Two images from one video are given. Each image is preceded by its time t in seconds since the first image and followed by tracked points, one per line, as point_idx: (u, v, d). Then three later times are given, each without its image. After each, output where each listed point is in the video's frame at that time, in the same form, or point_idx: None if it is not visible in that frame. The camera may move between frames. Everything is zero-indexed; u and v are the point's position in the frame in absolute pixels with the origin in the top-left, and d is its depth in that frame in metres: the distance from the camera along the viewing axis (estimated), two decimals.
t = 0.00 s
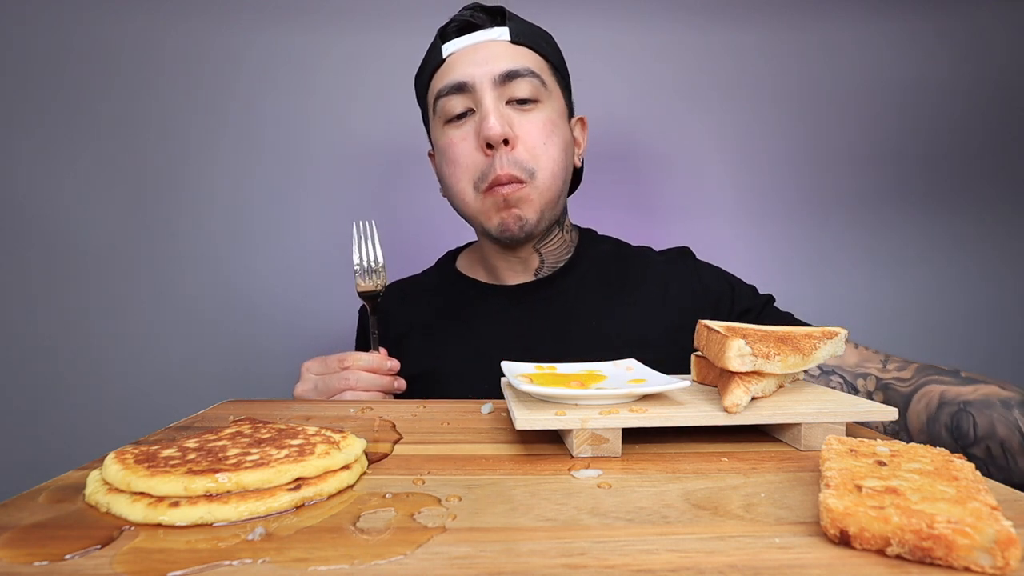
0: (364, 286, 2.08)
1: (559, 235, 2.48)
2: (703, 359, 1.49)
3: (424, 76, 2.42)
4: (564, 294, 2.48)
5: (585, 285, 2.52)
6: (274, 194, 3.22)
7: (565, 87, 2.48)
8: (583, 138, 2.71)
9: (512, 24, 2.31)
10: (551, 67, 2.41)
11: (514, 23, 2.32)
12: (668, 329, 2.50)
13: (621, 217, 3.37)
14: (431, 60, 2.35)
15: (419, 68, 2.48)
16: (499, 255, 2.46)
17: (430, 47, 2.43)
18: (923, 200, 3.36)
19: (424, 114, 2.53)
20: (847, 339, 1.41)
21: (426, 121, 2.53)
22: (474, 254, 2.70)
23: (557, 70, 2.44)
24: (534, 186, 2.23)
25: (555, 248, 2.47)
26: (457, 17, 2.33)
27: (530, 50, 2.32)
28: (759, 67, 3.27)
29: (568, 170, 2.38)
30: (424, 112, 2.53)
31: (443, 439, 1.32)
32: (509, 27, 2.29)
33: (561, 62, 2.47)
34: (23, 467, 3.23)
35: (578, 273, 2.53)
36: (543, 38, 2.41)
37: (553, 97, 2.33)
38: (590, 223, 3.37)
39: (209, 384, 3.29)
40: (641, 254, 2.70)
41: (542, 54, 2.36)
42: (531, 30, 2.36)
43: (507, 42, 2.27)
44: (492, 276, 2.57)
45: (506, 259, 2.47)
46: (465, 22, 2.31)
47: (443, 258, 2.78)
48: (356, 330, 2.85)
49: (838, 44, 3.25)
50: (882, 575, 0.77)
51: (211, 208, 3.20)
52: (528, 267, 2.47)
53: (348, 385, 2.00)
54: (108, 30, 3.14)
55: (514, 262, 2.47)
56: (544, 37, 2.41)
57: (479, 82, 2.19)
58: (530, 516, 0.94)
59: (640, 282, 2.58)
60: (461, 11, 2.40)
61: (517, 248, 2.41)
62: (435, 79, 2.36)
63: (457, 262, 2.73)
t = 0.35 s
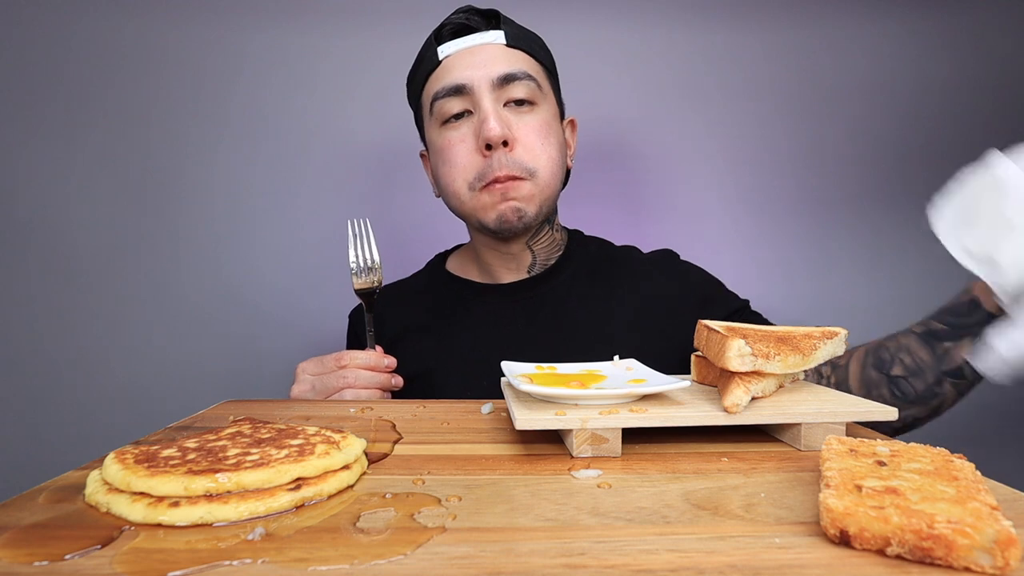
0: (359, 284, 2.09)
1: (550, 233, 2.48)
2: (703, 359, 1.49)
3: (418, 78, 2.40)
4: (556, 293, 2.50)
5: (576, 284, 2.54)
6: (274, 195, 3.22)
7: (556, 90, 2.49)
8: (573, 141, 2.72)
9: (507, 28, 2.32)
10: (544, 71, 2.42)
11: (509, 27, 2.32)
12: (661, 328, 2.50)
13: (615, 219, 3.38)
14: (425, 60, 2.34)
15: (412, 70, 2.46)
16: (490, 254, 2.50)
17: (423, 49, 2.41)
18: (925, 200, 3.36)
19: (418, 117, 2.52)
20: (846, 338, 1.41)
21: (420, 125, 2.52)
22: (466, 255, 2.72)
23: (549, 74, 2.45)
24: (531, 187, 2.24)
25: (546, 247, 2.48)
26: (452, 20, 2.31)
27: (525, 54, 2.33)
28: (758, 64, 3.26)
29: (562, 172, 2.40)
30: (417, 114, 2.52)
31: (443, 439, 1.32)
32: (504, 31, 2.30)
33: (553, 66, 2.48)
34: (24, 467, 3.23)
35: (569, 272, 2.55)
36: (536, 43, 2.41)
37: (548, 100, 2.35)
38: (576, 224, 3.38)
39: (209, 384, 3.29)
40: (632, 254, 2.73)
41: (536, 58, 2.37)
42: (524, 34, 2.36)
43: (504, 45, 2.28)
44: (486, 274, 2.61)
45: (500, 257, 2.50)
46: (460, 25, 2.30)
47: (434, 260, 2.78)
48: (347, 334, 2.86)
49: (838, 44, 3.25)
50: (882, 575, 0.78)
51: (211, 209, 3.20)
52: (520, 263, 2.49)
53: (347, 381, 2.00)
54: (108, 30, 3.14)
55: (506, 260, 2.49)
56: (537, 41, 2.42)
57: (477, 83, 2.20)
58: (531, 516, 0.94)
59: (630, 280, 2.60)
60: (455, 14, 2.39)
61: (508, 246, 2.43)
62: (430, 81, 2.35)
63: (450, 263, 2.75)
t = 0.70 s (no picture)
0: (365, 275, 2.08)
1: (545, 235, 2.49)
2: (703, 360, 1.49)
3: (419, 80, 2.39)
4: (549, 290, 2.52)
5: (571, 287, 2.55)
6: (274, 195, 3.22)
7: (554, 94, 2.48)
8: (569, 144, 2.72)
9: (508, 32, 2.32)
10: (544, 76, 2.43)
11: (510, 32, 2.33)
12: (655, 326, 2.52)
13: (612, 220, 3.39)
14: (427, 63, 2.34)
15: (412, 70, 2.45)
16: (487, 255, 2.50)
17: (424, 50, 2.40)
18: (925, 201, 3.36)
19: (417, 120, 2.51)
20: (846, 338, 1.41)
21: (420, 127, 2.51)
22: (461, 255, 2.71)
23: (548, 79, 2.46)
24: (532, 191, 2.25)
25: (543, 249, 2.50)
26: (454, 22, 2.31)
27: (527, 58, 2.34)
28: (758, 64, 3.26)
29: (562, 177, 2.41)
30: (417, 117, 2.51)
31: (442, 440, 1.32)
32: (506, 35, 2.30)
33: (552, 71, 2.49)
34: (22, 467, 3.22)
35: (564, 276, 2.56)
36: (535, 47, 2.41)
37: (549, 105, 2.36)
38: (573, 225, 3.36)
39: (208, 385, 3.29)
40: (621, 256, 2.76)
41: (536, 63, 2.38)
42: (524, 39, 2.36)
43: (505, 49, 2.28)
44: (480, 274, 2.60)
45: (496, 260, 2.51)
46: (463, 27, 2.30)
47: (428, 262, 2.78)
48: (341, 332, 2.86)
49: (838, 45, 3.25)
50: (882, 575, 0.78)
51: (211, 210, 3.20)
52: (517, 266, 2.52)
53: (353, 372, 2.01)
54: (109, 30, 3.14)
55: (502, 262, 2.51)
56: (537, 46, 2.42)
57: (480, 87, 2.20)
58: (531, 516, 0.94)
59: (621, 280, 2.64)
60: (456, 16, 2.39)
61: (507, 250, 2.46)
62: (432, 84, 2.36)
63: (444, 265, 2.74)
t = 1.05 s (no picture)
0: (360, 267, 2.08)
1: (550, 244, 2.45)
2: (703, 360, 1.49)
3: (450, 77, 2.37)
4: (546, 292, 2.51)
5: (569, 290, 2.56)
6: (274, 195, 3.22)
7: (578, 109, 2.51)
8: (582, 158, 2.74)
9: (547, 46, 2.35)
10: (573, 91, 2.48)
11: (548, 45, 2.36)
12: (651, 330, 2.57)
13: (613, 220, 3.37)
14: (463, 62, 2.31)
15: (442, 67, 2.42)
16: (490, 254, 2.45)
17: (457, 48, 2.38)
18: (925, 200, 3.36)
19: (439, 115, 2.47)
20: (847, 339, 1.41)
21: (441, 122, 2.47)
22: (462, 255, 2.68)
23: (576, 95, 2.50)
24: (559, 203, 2.31)
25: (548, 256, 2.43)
26: (494, 28, 2.32)
27: (561, 72, 2.37)
28: (758, 63, 3.26)
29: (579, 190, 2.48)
30: (439, 110, 2.47)
31: (442, 440, 1.32)
32: (545, 48, 2.33)
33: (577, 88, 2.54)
34: (21, 467, 3.22)
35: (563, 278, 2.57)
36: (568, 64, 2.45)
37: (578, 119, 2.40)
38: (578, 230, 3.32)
39: (207, 384, 3.29)
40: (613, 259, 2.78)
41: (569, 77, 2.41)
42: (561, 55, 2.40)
43: (545, 62, 2.30)
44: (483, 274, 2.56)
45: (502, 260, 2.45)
46: (502, 34, 2.31)
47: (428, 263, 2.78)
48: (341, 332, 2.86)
49: (838, 45, 3.25)
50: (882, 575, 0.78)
51: (211, 209, 3.20)
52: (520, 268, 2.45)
53: (350, 361, 2.01)
54: (108, 30, 3.14)
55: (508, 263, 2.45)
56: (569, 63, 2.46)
57: (523, 98, 2.20)
58: (531, 517, 0.94)
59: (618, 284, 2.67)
60: (496, 21, 2.40)
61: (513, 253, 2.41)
62: (466, 84, 2.31)
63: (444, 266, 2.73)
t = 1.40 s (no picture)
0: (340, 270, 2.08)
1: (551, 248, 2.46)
2: (703, 360, 1.49)
3: (462, 79, 2.34)
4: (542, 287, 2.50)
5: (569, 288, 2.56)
6: (275, 195, 3.22)
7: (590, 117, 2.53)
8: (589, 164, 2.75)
9: (563, 55, 2.33)
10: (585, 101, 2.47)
11: (563, 54, 2.34)
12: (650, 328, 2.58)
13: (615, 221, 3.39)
14: (477, 65, 2.28)
15: (455, 66, 2.40)
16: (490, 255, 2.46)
17: (472, 50, 2.35)
18: (925, 200, 3.36)
19: (449, 115, 2.46)
20: (847, 338, 1.41)
21: (451, 122, 2.46)
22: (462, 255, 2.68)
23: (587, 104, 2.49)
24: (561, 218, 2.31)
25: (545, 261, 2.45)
26: (512, 33, 2.27)
27: (573, 83, 2.35)
28: (758, 64, 3.26)
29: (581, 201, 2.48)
30: (448, 110, 2.45)
31: (442, 440, 1.32)
32: (561, 57, 2.31)
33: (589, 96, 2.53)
34: (23, 468, 3.22)
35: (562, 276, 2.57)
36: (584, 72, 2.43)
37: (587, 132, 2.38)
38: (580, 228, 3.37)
39: (208, 384, 3.29)
40: (611, 258, 2.77)
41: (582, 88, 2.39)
42: (576, 64, 2.39)
43: (559, 73, 2.28)
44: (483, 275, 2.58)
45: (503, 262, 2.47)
46: (520, 40, 2.27)
47: (428, 263, 2.79)
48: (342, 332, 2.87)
49: (838, 45, 3.25)
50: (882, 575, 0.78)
51: (212, 209, 3.21)
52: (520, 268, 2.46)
53: (333, 363, 2.01)
54: (107, 32, 3.14)
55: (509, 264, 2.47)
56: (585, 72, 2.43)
57: (534, 110, 2.18)
58: (531, 516, 0.94)
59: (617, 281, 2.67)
60: (513, 24, 2.35)
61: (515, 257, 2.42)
62: (477, 87, 2.29)
63: (445, 266, 2.73)
